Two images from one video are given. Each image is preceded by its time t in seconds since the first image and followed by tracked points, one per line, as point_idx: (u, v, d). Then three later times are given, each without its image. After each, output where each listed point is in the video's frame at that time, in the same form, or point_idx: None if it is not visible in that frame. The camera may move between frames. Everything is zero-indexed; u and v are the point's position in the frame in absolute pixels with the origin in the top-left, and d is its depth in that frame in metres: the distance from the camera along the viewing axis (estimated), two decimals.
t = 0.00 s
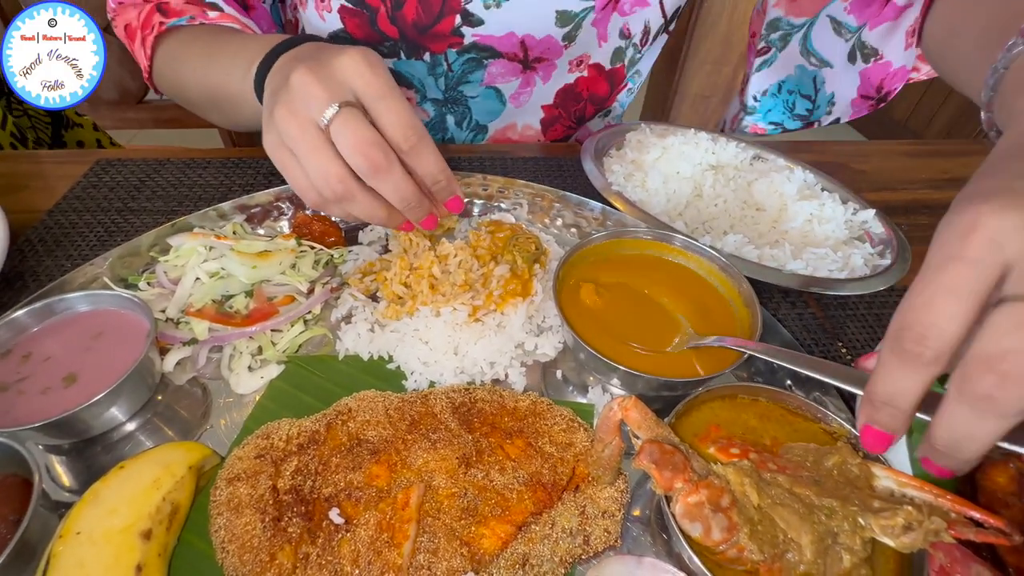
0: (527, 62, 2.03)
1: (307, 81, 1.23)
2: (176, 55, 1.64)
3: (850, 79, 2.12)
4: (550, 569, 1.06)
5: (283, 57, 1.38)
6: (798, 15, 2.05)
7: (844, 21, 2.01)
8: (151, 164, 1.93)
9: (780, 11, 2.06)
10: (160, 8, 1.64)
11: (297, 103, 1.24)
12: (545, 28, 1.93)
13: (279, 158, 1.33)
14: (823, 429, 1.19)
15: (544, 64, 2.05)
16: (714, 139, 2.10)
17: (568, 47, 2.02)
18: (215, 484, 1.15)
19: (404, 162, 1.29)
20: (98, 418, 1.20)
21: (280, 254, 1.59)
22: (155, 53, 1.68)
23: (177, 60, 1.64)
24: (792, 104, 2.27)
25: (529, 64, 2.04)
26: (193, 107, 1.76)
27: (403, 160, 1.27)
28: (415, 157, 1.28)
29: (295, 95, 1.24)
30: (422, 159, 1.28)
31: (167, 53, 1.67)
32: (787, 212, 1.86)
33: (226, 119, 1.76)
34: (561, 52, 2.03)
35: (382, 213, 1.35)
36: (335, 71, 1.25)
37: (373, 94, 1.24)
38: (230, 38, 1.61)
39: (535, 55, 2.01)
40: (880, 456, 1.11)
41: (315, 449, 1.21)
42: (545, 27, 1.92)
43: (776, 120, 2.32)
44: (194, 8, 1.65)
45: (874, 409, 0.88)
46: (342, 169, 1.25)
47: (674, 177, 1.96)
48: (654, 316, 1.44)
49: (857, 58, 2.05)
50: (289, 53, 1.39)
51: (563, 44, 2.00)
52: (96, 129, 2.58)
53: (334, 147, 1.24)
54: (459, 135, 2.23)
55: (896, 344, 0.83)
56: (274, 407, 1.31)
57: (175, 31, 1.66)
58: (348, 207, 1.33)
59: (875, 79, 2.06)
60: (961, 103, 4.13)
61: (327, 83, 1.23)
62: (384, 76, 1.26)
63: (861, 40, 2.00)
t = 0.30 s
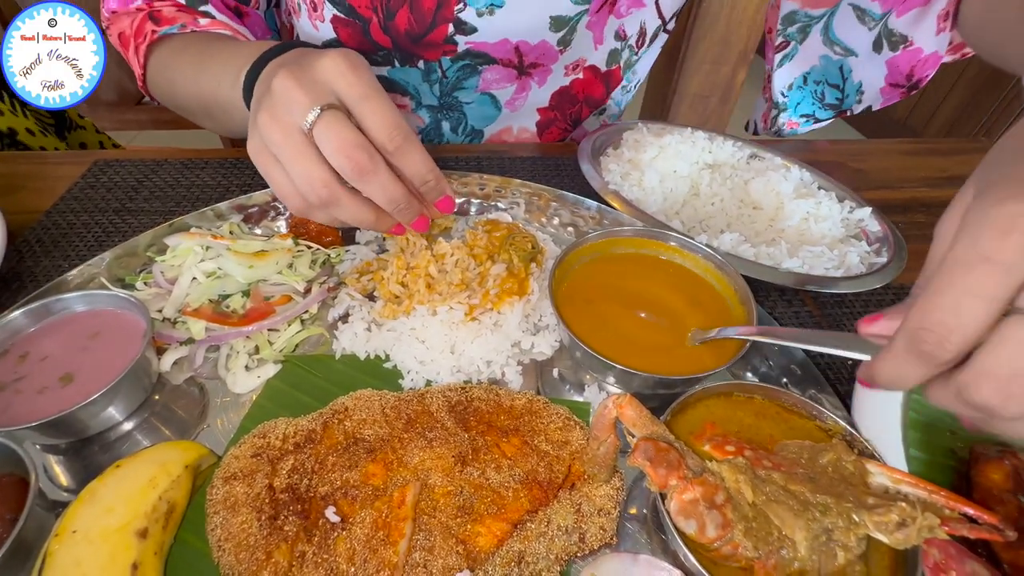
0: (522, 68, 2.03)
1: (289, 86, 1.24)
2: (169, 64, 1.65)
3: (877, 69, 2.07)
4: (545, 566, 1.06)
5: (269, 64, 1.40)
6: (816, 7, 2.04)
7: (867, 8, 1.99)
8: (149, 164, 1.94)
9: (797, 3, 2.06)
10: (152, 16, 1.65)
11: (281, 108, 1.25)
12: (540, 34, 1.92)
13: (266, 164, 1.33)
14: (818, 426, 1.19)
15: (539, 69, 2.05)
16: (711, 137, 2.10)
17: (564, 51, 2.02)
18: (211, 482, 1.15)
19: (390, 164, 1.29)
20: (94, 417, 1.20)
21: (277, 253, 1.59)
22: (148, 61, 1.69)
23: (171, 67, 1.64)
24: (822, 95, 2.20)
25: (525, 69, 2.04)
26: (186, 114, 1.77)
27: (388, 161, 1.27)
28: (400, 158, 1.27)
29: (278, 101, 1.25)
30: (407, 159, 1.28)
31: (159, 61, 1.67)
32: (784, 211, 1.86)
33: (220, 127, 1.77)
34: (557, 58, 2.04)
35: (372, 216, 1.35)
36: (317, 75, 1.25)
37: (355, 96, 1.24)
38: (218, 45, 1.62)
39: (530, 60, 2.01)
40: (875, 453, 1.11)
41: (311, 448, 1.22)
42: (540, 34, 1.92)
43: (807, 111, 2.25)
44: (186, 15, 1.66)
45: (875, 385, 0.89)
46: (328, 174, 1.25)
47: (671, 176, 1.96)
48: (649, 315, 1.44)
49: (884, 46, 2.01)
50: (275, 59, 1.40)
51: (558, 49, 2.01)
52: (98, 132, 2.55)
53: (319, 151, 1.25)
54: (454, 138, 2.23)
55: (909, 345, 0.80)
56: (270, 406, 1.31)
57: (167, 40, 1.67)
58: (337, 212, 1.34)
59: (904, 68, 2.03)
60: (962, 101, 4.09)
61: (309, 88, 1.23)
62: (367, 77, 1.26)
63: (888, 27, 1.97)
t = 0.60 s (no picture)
0: (523, 70, 2.04)
1: (291, 89, 1.24)
2: (168, 68, 1.66)
3: (861, 77, 2.07)
4: (545, 566, 1.07)
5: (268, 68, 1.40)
6: (803, 17, 2.04)
7: (851, 21, 1.98)
8: (150, 167, 1.94)
9: (784, 12, 2.05)
10: (151, 20, 1.65)
11: (282, 111, 1.25)
12: (541, 37, 1.93)
13: (266, 168, 1.34)
14: (817, 426, 1.19)
15: (540, 72, 2.06)
16: (710, 138, 2.11)
17: (564, 53, 2.02)
18: (213, 483, 1.15)
19: (392, 166, 1.30)
20: (96, 419, 1.20)
21: (277, 255, 1.60)
22: (147, 65, 1.70)
23: (169, 72, 1.65)
24: (798, 107, 2.24)
25: (525, 72, 2.04)
26: (185, 118, 1.78)
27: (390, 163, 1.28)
28: (402, 160, 1.29)
29: (280, 104, 1.25)
30: (410, 162, 1.29)
31: (157, 65, 1.68)
32: (782, 211, 1.87)
33: (219, 131, 1.78)
34: (558, 60, 2.04)
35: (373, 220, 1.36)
36: (319, 78, 1.26)
37: (357, 99, 1.25)
38: (217, 49, 1.63)
39: (531, 63, 2.01)
40: (874, 452, 1.11)
41: (312, 449, 1.22)
42: (541, 36, 1.93)
43: (781, 122, 2.31)
44: (184, 19, 1.66)
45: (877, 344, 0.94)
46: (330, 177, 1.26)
47: (670, 176, 1.96)
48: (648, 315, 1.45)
49: (872, 53, 2.00)
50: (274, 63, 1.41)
51: (559, 52, 2.01)
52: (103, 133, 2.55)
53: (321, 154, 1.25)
54: (454, 140, 2.24)
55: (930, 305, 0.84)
56: (271, 407, 1.31)
57: (165, 44, 1.68)
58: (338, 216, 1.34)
59: (893, 71, 2.01)
60: (961, 101, 4.08)
61: (311, 90, 1.24)
62: (368, 80, 1.27)
63: (878, 34, 1.96)
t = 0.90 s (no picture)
0: (526, 70, 2.04)
1: (291, 91, 1.24)
2: (168, 68, 1.66)
3: (853, 78, 2.12)
4: (546, 566, 1.07)
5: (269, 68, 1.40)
6: (795, 23, 2.04)
7: (842, 24, 2.02)
8: (151, 169, 1.95)
9: (776, 20, 2.06)
10: (152, 21, 1.66)
11: (282, 113, 1.25)
12: (543, 37, 1.94)
13: (267, 168, 1.34)
14: (816, 426, 1.20)
15: (542, 72, 2.06)
16: (709, 139, 2.12)
17: (566, 54, 2.03)
18: (215, 484, 1.16)
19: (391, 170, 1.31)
20: (99, 420, 1.21)
21: (279, 257, 1.60)
22: (148, 66, 1.70)
23: (170, 72, 1.65)
24: (802, 104, 2.21)
25: (527, 72, 2.05)
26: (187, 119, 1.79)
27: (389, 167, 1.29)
28: (403, 165, 1.31)
29: (280, 106, 1.25)
30: (410, 166, 1.31)
31: (158, 66, 1.69)
32: (782, 211, 1.87)
33: (220, 133, 1.78)
34: (560, 60, 2.05)
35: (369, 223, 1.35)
36: (319, 81, 1.26)
37: (358, 104, 1.25)
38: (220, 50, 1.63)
39: (534, 63, 2.02)
40: (874, 452, 1.12)
41: (313, 450, 1.23)
42: (543, 35, 1.93)
43: (790, 118, 2.24)
44: (186, 20, 1.67)
45: (906, 302, 1.02)
46: (329, 180, 1.26)
47: (669, 177, 1.97)
48: (648, 316, 1.45)
49: (860, 56, 2.06)
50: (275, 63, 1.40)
51: (561, 52, 2.02)
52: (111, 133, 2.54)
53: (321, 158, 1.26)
54: (456, 140, 2.24)
55: (953, 247, 0.92)
56: (272, 408, 1.32)
57: (167, 46, 1.69)
58: (335, 218, 1.35)
59: (879, 73, 2.07)
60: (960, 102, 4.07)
61: (312, 94, 1.24)
62: (369, 84, 1.28)
63: (863, 38, 2.02)
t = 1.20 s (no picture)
0: (521, 68, 2.04)
1: (316, 112, 1.25)
2: (153, 46, 1.69)
3: (841, 76, 2.10)
4: (533, 564, 1.07)
5: (288, 57, 1.38)
6: (783, 24, 2.06)
7: (829, 23, 2.01)
8: (145, 170, 1.95)
9: (765, 22, 2.07)
10: (135, 4, 1.69)
11: (301, 125, 1.25)
12: (538, 34, 1.94)
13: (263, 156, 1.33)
14: (803, 424, 1.20)
15: (537, 69, 2.07)
16: (702, 139, 2.13)
17: (561, 52, 2.04)
18: (203, 484, 1.16)
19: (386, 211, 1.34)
20: (89, 420, 1.21)
21: (270, 256, 1.60)
22: (130, 51, 1.72)
23: (156, 51, 1.68)
24: (793, 101, 2.22)
25: (522, 70, 2.05)
26: (168, 103, 1.82)
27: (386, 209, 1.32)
28: (400, 208, 1.33)
29: (299, 120, 1.25)
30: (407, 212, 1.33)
31: (144, 45, 1.71)
32: (774, 211, 1.87)
33: (203, 114, 1.84)
34: (555, 58, 2.05)
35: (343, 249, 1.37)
36: (347, 113, 1.28)
37: (378, 144, 1.29)
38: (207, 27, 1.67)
39: (529, 60, 2.02)
40: (861, 450, 1.12)
41: (302, 449, 1.23)
42: (538, 32, 1.93)
43: (780, 116, 2.26)
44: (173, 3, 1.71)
45: (911, 285, 1.06)
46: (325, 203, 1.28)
47: (662, 177, 1.97)
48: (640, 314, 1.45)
49: (846, 56, 2.04)
50: (296, 54, 1.39)
51: (556, 49, 2.02)
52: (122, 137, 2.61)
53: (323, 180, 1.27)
54: (451, 138, 2.23)
55: (956, 225, 0.98)
56: (262, 407, 1.32)
57: (152, 26, 1.72)
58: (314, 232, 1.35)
59: (865, 71, 2.04)
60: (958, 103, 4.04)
61: (337, 123, 1.26)
62: (393, 130, 1.31)
63: (849, 38, 2.00)
